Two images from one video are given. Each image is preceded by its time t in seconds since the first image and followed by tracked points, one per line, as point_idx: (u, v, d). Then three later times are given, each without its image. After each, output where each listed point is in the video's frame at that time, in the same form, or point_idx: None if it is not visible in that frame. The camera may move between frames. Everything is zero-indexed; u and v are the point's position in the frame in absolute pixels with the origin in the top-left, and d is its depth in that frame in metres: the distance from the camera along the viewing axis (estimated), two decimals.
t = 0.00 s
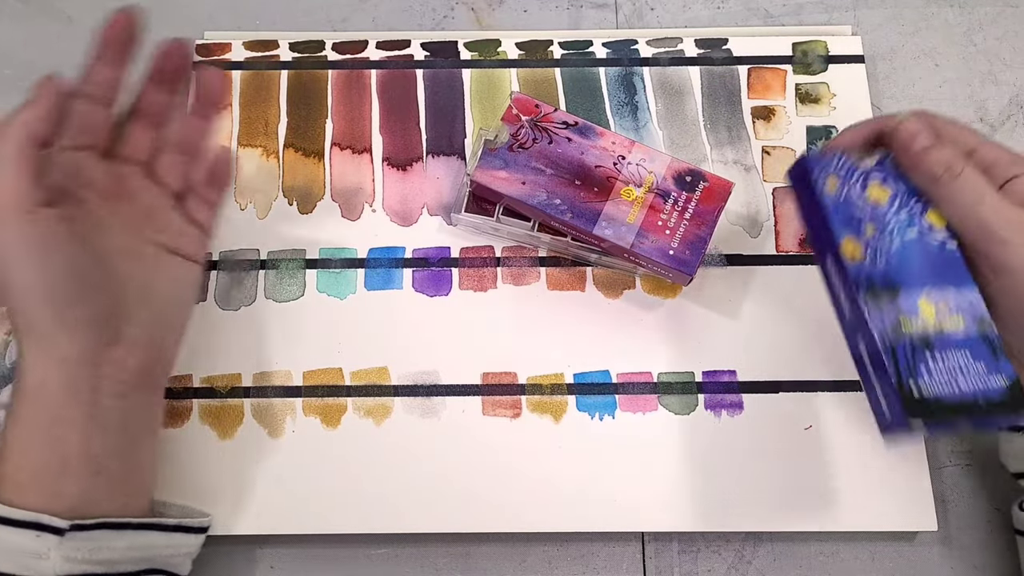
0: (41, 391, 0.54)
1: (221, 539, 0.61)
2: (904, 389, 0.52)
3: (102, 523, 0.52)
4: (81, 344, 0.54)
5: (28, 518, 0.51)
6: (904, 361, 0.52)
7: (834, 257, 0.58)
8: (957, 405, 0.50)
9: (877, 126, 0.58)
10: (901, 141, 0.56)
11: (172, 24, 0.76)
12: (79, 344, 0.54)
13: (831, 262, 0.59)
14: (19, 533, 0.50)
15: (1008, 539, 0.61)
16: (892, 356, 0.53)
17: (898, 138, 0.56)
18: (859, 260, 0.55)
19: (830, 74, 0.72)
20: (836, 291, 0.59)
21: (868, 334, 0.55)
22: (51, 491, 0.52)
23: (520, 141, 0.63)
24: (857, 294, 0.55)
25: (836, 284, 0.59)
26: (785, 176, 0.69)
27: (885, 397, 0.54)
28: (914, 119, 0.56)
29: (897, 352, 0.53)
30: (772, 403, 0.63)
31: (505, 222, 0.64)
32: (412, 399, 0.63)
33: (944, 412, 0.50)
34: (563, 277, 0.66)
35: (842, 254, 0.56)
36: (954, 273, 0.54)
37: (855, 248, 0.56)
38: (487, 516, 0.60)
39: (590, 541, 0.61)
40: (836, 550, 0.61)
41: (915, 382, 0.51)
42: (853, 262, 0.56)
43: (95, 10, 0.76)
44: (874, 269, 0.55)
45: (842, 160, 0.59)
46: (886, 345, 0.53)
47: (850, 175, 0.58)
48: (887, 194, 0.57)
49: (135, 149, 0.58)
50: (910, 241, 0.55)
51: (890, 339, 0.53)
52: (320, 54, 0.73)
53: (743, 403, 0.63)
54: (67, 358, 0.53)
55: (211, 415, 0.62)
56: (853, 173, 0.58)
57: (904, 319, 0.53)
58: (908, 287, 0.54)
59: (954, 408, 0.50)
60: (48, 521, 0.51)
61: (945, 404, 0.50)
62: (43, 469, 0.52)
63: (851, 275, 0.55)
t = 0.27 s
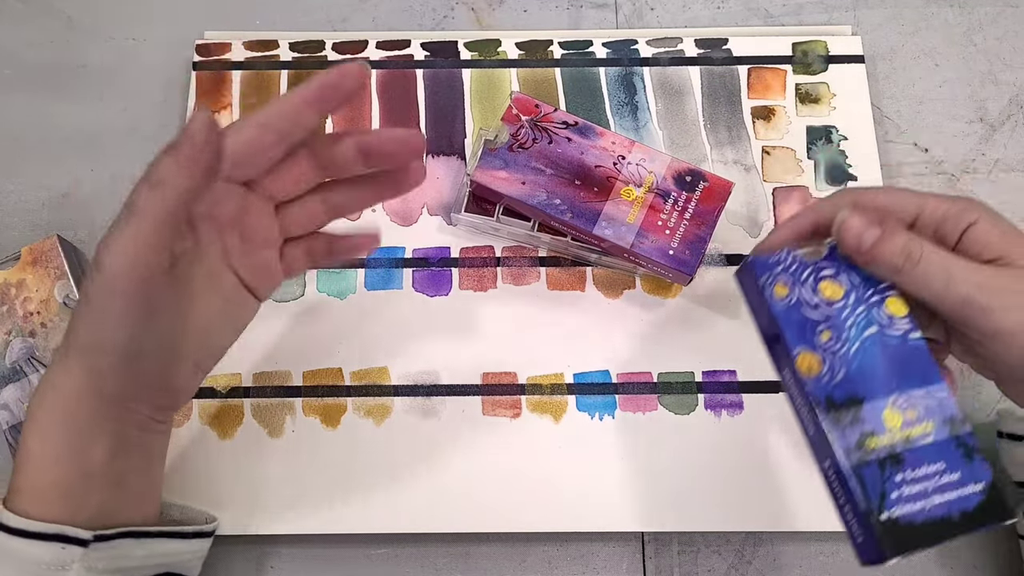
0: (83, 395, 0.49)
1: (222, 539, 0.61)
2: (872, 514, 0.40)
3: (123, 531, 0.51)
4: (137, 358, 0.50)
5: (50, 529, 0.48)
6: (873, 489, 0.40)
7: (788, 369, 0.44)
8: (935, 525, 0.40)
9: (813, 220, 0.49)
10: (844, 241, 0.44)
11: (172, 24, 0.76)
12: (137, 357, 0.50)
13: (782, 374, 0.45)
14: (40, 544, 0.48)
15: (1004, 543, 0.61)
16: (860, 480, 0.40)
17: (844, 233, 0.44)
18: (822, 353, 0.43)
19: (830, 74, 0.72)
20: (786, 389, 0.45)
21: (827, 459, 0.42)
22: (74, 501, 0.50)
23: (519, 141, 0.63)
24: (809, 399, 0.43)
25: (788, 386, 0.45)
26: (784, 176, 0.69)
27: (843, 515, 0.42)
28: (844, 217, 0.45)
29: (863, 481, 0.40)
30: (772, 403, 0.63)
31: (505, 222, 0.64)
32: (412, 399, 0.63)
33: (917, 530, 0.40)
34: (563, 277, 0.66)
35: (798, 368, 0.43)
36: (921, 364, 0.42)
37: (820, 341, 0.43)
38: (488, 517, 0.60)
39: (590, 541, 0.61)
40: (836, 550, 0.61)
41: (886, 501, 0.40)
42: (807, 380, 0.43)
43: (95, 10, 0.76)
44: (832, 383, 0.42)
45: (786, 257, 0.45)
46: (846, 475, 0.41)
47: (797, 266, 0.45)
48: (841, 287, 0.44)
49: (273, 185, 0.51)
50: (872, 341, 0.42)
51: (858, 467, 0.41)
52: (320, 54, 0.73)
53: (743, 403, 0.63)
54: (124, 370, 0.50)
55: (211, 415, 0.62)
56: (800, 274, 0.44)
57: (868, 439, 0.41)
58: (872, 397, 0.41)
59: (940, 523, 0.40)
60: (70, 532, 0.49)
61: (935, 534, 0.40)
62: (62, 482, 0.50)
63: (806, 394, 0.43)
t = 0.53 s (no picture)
0: (141, 390, 0.48)
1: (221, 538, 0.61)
2: (852, 436, 0.44)
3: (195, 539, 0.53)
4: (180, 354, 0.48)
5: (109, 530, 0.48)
6: (855, 411, 0.44)
7: (789, 298, 0.49)
8: (912, 458, 0.43)
9: (842, 161, 0.53)
10: (866, 173, 0.49)
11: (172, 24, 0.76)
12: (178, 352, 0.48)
13: (785, 307, 0.50)
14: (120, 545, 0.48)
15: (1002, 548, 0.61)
16: (846, 403, 0.44)
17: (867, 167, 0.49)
18: (821, 291, 0.47)
19: (830, 74, 0.72)
20: (788, 321, 0.50)
21: (817, 387, 0.46)
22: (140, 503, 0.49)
23: (519, 141, 0.63)
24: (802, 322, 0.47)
25: (789, 320, 0.50)
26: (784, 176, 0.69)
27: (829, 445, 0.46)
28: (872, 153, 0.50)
29: (846, 404, 0.44)
30: (772, 403, 0.63)
31: (505, 222, 0.64)
32: (412, 399, 0.63)
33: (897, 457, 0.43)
34: (563, 277, 0.66)
35: (797, 301, 0.48)
36: (918, 307, 0.46)
37: (823, 277, 0.48)
38: (489, 517, 0.60)
39: (590, 541, 0.61)
40: (836, 550, 0.61)
41: (869, 425, 0.44)
42: (804, 309, 0.47)
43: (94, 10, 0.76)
44: (827, 314, 0.47)
45: (801, 197, 0.50)
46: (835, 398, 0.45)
47: (809, 212, 0.49)
48: (847, 228, 0.49)
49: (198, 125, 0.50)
50: (871, 281, 0.47)
51: (842, 392, 0.45)
52: (320, 54, 0.73)
53: (743, 403, 0.63)
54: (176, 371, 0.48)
55: (211, 416, 0.62)
56: (811, 211, 0.49)
57: (856, 366, 0.45)
58: (864, 330, 0.46)
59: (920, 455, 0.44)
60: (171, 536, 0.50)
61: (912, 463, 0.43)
62: (133, 475, 0.48)
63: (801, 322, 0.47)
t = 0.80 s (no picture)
0: (152, 391, 0.50)
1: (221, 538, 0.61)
2: (905, 309, 0.54)
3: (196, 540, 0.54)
4: (190, 352, 0.51)
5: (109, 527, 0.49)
6: (920, 284, 0.54)
7: (885, 175, 0.58)
8: (953, 343, 0.53)
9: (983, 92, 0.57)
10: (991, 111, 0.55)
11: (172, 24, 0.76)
12: (189, 349, 0.51)
13: (882, 184, 0.59)
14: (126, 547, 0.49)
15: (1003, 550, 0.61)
16: (910, 279, 0.54)
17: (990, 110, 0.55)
18: (963, 185, 0.55)
19: (830, 74, 0.72)
20: (886, 204, 0.58)
21: (892, 260, 0.56)
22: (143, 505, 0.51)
23: (519, 141, 0.63)
24: (897, 211, 0.56)
25: (883, 194, 0.59)
26: (784, 176, 0.69)
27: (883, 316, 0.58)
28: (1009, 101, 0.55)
29: (913, 276, 0.54)
30: (772, 403, 0.63)
31: (505, 222, 0.64)
32: (412, 399, 0.63)
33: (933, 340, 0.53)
34: (563, 276, 0.66)
35: (939, 143, 0.56)
36: (996, 226, 0.54)
37: (955, 138, 0.56)
38: (489, 516, 0.60)
39: (590, 541, 0.61)
40: (836, 550, 0.61)
41: (918, 302, 0.54)
42: (903, 189, 0.56)
43: (94, 10, 0.76)
44: (919, 199, 0.55)
45: (925, 95, 0.58)
46: (907, 267, 0.55)
47: (937, 116, 0.57)
48: (961, 138, 0.56)
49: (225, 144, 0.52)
50: (965, 189, 0.55)
51: (916, 260, 0.54)
52: (320, 54, 0.73)
53: (743, 403, 0.63)
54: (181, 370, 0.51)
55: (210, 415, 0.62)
56: (933, 111, 0.57)
57: (930, 251, 0.54)
58: (948, 225, 0.54)
59: (941, 337, 0.53)
60: (172, 537, 0.52)
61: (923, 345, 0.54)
62: (138, 472, 0.50)
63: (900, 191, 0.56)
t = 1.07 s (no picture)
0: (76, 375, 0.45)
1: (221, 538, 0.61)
2: (876, 314, 0.53)
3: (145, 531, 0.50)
4: (110, 357, 0.45)
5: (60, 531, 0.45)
6: (893, 291, 0.52)
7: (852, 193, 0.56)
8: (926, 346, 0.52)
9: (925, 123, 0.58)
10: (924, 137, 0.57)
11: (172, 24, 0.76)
12: (108, 361, 0.45)
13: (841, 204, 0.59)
14: (62, 547, 0.45)
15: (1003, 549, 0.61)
16: (879, 287, 0.52)
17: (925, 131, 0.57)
18: (925, 208, 0.54)
19: (830, 74, 0.72)
20: (845, 218, 0.58)
21: (862, 269, 0.54)
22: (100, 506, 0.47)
23: (519, 141, 0.63)
24: (865, 220, 0.55)
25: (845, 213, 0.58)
26: (784, 176, 0.69)
27: (858, 317, 0.55)
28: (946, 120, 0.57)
29: (877, 284, 0.53)
30: (772, 403, 0.63)
31: (505, 222, 0.64)
32: (412, 399, 0.63)
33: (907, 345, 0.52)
34: (563, 276, 0.66)
35: (891, 166, 0.56)
36: (941, 250, 0.53)
37: (902, 165, 0.56)
38: (490, 516, 0.60)
39: (590, 541, 0.61)
40: (836, 550, 0.61)
41: (889, 308, 0.52)
42: (871, 203, 0.55)
43: (95, 10, 0.76)
44: (878, 214, 0.54)
45: (881, 124, 0.58)
46: (875, 274, 0.53)
47: (884, 144, 0.57)
48: (908, 163, 0.56)
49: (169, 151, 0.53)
50: (917, 213, 0.54)
51: (884, 271, 0.53)
52: (320, 54, 0.73)
53: (743, 403, 0.63)
54: (101, 376, 0.45)
55: (210, 415, 0.62)
56: (886, 140, 0.57)
57: (888, 263, 0.53)
58: (902, 242, 0.53)
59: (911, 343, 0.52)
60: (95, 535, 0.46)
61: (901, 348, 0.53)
62: (72, 473, 0.45)
63: (863, 206, 0.55)
